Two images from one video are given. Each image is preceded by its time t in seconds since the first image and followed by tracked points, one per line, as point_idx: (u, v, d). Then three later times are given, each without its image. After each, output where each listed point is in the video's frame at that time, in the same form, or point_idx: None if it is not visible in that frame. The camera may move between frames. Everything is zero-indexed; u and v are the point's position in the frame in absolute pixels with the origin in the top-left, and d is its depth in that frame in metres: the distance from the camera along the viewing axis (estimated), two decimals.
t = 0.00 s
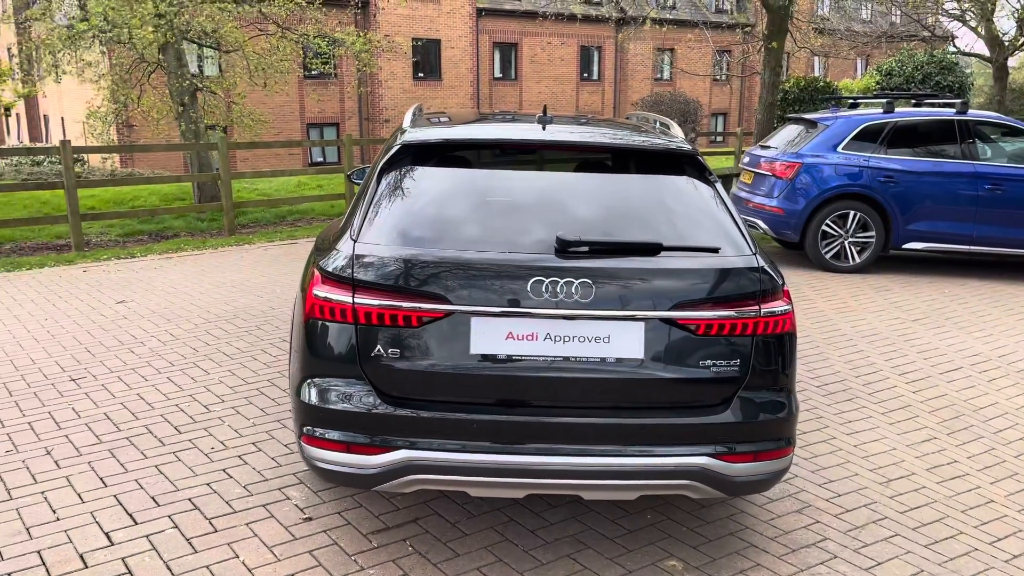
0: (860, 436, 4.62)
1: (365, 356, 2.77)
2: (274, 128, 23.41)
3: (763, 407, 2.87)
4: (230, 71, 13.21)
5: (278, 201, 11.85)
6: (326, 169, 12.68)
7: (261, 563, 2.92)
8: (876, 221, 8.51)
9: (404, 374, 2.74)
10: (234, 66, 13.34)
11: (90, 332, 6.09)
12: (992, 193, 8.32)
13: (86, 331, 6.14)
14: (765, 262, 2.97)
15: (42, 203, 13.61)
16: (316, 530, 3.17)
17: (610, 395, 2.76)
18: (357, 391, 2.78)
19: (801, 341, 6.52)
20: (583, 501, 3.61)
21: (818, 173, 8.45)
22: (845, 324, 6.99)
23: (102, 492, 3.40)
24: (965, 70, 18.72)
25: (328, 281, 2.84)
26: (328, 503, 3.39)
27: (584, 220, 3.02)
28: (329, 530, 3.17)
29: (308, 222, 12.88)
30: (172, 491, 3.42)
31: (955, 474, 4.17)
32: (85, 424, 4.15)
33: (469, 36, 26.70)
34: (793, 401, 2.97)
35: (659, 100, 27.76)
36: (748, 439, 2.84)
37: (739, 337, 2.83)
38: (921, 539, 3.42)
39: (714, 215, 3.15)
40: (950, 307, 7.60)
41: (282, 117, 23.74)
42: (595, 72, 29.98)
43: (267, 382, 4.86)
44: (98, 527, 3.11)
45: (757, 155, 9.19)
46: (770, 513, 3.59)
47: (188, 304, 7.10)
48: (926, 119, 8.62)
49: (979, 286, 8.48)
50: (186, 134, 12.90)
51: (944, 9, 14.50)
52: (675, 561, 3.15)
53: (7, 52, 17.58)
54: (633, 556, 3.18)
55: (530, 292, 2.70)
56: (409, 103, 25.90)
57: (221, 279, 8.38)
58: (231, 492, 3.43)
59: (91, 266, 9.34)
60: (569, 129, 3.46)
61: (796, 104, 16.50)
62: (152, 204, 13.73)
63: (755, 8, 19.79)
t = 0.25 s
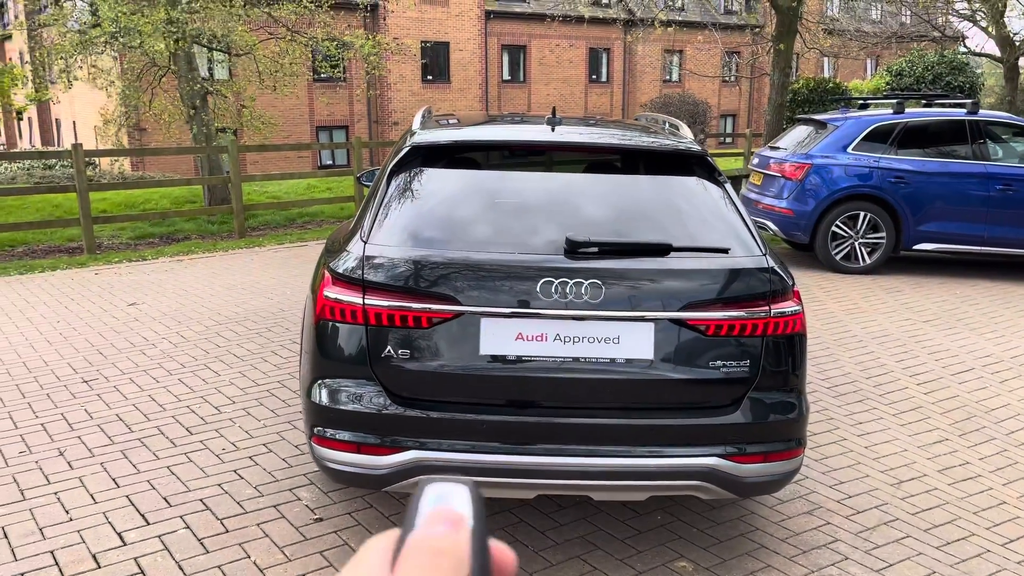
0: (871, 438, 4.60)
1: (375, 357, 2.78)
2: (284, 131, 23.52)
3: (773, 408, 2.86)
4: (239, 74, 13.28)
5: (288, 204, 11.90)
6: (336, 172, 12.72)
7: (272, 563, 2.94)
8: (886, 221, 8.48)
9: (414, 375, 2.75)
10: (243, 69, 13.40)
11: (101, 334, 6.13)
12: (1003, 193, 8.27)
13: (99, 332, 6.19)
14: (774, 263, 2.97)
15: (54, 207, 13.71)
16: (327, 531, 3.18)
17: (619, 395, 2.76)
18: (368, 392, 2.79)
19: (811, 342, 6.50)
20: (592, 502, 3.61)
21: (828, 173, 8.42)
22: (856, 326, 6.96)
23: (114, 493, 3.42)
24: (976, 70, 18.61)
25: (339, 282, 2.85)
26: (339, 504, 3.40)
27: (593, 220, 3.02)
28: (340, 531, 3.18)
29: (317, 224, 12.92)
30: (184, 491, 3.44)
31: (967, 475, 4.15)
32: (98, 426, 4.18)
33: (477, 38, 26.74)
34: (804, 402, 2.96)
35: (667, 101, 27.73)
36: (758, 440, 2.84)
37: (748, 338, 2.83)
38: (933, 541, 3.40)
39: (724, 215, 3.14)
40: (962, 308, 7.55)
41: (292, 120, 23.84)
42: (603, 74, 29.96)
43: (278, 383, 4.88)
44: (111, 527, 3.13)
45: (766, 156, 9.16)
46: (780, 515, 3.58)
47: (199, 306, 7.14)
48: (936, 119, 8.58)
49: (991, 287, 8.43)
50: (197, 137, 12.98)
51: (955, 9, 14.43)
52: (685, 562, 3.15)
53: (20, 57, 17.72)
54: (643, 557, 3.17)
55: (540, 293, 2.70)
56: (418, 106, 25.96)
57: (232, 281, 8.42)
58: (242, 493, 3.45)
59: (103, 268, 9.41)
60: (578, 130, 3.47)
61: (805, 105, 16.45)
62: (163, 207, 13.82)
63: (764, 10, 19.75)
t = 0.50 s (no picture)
0: (878, 439, 4.58)
1: (382, 359, 2.78)
2: (290, 134, 23.58)
3: (780, 409, 2.85)
4: (245, 77, 13.32)
5: (294, 207, 11.94)
6: (342, 174, 12.75)
7: (280, 565, 2.94)
8: (893, 222, 8.45)
9: (420, 377, 2.75)
10: (250, 72, 13.45)
11: (109, 337, 6.15)
12: (1011, 193, 8.23)
13: (106, 335, 6.21)
14: (781, 265, 2.96)
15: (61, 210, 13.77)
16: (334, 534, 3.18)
17: (626, 397, 2.76)
18: (374, 394, 2.79)
19: (818, 343, 6.48)
20: (599, 504, 3.61)
21: (835, 174, 8.40)
22: (863, 327, 6.94)
23: (122, 495, 3.43)
24: (983, 70, 18.55)
25: (345, 284, 2.86)
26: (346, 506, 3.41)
27: (599, 222, 3.02)
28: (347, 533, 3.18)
29: (323, 227, 12.95)
30: (192, 494, 3.45)
31: (976, 477, 4.13)
32: (106, 428, 4.19)
33: (483, 41, 26.77)
34: (811, 404, 2.95)
35: (673, 103, 27.70)
36: (766, 442, 2.83)
37: (755, 339, 2.82)
38: (941, 543, 3.39)
39: (731, 216, 3.14)
40: (969, 309, 7.52)
41: (298, 123, 23.89)
42: (609, 76, 29.94)
43: (284, 386, 4.89)
44: (119, 529, 3.15)
45: (772, 157, 9.14)
46: (788, 517, 3.57)
47: (206, 309, 7.16)
48: (943, 119, 8.55)
49: (999, 288, 8.39)
50: (204, 141, 13.03)
51: (961, 9, 14.39)
52: (693, 564, 3.14)
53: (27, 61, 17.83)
54: (650, 559, 3.17)
55: (546, 295, 2.71)
56: (423, 108, 25.99)
57: (238, 284, 8.45)
58: (249, 495, 3.46)
59: (110, 271, 9.44)
60: (584, 132, 3.46)
61: (811, 106, 16.41)
62: (170, 210, 13.87)
63: (770, 11, 19.70)
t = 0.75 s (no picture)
0: (885, 440, 4.56)
1: (389, 361, 2.78)
2: (295, 136, 23.64)
3: (787, 410, 2.85)
4: (250, 80, 13.36)
5: (299, 209, 11.96)
6: (347, 177, 12.77)
7: (287, 568, 2.94)
8: (899, 222, 8.42)
9: (426, 379, 2.75)
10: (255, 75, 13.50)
11: (116, 339, 6.17)
12: (1017, 193, 8.21)
13: (113, 338, 6.23)
14: (787, 265, 2.96)
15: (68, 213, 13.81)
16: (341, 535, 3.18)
17: (632, 399, 2.75)
18: (381, 396, 2.80)
19: (824, 344, 6.46)
20: (606, 505, 3.60)
21: (840, 174, 8.38)
22: (870, 327, 6.92)
23: (129, 498, 3.44)
24: (988, 70, 18.50)
25: (352, 286, 2.86)
26: (352, 508, 3.41)
27: (605, 222, 3.02)
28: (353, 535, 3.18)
29: (328, 229, 12.97)
30: (199, 496, 3.46)
31: (983, 478, 4.11)
32: (113, 430, 4.21)
33: (486, 42, 26.79)
34: (818, 405, 2.94)
35: (677, 104, 27.69)
36: (773, 443, 2.82)
37: (762, 340, 2.81)
38: (949, 544, 3.37)
39: (737, 217, 3.13)
40: (976, 309, 7.49)
41: (303, 125, 23.95)
42: (613, 77, 29.93)
43: (290, 388, 4.90)
44: (127, 532, 3.15)
45: (777, 158, 9.12)
46: (795, 518, 3.55)
47: (212, 311, 7.18)
48: (949, 119, 8.53)
49: (1006, 288, 8.35)
50: (209, 144, 13.08)
51: (966, 9, 14.37)
52: (700, 566, 3.14)
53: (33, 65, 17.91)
54: (657, 560, 3.16)
55: (552, 296, 2.71)
56: (428, 110, 26.02)
57: (244, 286, 8.47)
58: (256, 497, 3.46)
59: (116, 274, 9.48)
60: (589, 134, 3.46)
61: (816, 106, 16.39)
62: (175, 213, 13.91)
63: (774, 11, 19.66)
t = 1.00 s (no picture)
0: (892, 440, 4.55)
1: (394, 361, 2.78)
2: (298, 138, 23.67)
3: (793, 409, 2.84)
4: (254, 81, 13.39)
5: (303, 210, 11.98)
6: (351, 177, 12.79)
7: (292, 568, 2.94)
8: (904, 222, 8.40)
9: (431, 379, 2.75)
10: (259, 76, 13.52)
11: (121, 340, 6.19)
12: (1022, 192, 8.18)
13: (118, 339, 6.25)
14: (793, 264, 2.95)
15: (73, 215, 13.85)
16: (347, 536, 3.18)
17: (638, 399, 2.75)
18: (386, 396, 2.79)
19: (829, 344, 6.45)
20: (611, 505, 3.60)
21: (845, 174, 8.35)
22: (875, 327, 6.90)
23: (135, 499, 3.44)
24: (993, 69, 18.45)
25: (357, 286, 2.86)
26: (358, 508, 3.41)
27: (610, 222, 3.01)
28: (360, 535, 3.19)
29: (332, 230, 12.99)
30: (205, 497, 3.46)
31: (990, 477, 4.09)
32: (119, 432, 4.21)
33: (490, 43, 26.80)
34: (825, 404, 2.93)
35: (681, 104, 27.68)
36: (779, 443, 2.82)
37: (768, 340, 2.81)
38: (957, 544, 3.36)
39: (742, 216, 3.12)
40: (982, 308, 7.46)
41: (307, 127, 23.99)
42: (616, 77, 29.91)
43: (295, 389, 4.90)
44: (133, 532, 3.16)
45: (781, 158, 9.10)
46: (802, 518, 3.55)
47: (216, 313, 7.19)
48: (953, 118, 8.50)
49: (1011, 287, 8.32)
50: (214, 146, 13.13)
51: (970, 7, 14.34)
52: (706, 566, 3.13)
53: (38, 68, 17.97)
54: (664, 561, 3.15)
55: (557, 296, 2.70)
56: (431, 111, 26.03)
57: (249, 287, 8.48)
58: (262, 498, 3.46)
59: (121, 276, 9.49)
60: (593, 133, 3.45)
61: (820, 106, 16.36)
62: (180, 214, 13.95)
63: (778, 10, 19.62)
